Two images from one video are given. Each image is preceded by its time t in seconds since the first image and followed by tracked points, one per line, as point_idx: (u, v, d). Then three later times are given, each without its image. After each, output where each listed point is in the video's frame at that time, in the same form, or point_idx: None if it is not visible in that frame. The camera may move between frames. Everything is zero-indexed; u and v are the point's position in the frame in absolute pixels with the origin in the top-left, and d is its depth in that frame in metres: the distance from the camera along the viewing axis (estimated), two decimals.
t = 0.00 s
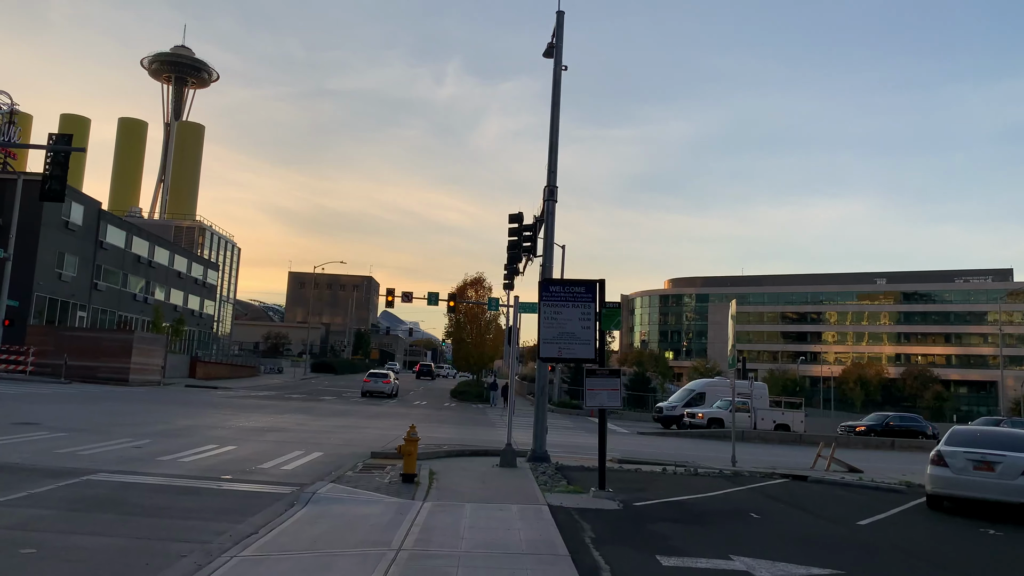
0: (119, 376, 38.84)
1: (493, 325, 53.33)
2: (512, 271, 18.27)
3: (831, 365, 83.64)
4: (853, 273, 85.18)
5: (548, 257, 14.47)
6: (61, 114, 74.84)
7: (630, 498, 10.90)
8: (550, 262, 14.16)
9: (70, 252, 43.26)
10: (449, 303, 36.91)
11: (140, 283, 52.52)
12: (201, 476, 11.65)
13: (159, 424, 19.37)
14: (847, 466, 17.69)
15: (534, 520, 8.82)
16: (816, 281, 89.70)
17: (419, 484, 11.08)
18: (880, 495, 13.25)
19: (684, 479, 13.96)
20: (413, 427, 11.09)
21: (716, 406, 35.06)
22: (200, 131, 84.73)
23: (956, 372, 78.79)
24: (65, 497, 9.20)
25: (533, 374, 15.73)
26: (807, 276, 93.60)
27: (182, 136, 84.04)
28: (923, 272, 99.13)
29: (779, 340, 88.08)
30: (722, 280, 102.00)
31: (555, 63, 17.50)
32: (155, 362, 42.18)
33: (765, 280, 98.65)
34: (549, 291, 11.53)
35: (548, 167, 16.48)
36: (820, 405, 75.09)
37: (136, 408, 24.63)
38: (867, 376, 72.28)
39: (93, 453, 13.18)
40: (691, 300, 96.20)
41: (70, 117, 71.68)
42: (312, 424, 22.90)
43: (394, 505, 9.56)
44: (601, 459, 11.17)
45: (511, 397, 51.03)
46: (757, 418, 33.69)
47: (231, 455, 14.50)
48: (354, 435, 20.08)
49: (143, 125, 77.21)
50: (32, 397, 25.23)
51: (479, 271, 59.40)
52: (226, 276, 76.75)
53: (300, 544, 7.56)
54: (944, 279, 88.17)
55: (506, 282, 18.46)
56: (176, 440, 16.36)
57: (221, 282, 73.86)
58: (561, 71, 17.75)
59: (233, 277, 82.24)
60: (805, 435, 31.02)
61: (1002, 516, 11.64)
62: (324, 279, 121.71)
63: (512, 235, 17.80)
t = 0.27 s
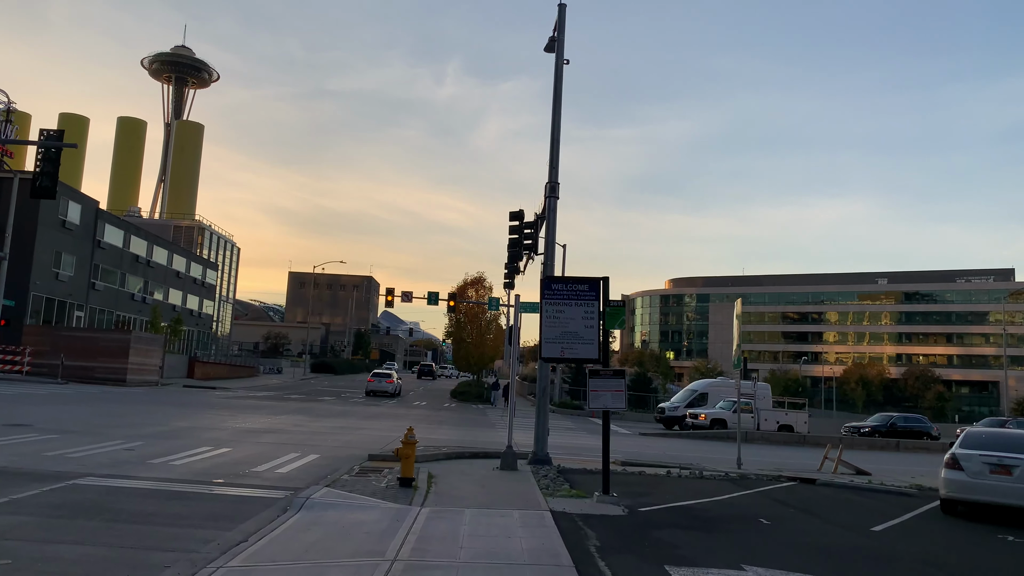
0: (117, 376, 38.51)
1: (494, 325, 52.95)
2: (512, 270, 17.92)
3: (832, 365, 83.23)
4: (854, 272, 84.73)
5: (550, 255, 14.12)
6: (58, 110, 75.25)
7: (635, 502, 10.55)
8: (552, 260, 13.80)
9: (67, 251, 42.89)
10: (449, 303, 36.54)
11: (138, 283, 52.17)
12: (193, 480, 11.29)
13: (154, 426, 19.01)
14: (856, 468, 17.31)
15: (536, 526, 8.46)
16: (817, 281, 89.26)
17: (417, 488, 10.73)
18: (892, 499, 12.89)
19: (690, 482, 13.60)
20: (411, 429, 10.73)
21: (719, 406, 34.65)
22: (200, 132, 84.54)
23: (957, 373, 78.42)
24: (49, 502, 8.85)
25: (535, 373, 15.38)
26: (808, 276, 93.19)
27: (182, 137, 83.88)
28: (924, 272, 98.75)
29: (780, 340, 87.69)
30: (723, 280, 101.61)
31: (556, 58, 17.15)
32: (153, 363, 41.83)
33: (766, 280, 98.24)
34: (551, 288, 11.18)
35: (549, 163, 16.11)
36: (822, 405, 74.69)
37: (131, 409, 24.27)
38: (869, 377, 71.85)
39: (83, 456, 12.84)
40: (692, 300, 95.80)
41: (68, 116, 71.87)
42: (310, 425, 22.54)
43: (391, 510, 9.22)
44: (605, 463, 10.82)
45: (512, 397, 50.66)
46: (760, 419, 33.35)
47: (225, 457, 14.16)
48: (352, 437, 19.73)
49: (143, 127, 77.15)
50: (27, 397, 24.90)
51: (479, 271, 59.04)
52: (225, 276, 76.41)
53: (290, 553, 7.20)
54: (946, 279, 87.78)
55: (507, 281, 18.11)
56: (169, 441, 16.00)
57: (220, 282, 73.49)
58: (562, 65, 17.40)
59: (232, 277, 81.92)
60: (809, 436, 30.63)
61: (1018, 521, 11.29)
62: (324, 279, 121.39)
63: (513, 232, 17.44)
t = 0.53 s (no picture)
0: (113, 375, 38.14)
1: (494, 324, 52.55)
2: (513, 267, 17.52)
3: (831, 365, 82.73)
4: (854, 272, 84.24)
5: (551, 250, 13.74)
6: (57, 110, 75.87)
7: (640, 505, 10.16)
8: (553, 255, 13.41)
9: (63, 250, 42.55)
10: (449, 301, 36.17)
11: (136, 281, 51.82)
12: (183, 482, 10.92)
13: (147, 425, 18.64)
14: (863, 469, 16.93)
15: (538, 531, 8.08)
16: (818, 281, 88.76)
17: (414, 490, 10.38)
18: (904, 502, 12.55)
19: (695, 484, 13.25)
20: (408, 431, 10.39)
21: (721, 406, 34.22)
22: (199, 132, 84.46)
23: (959, 373, 77.96)
24: (29, 507, 8.47)
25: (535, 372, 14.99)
26: (809, 275, 92.73)
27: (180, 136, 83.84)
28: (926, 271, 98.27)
29: (781, 340, 87.21)
30: (723, 279, 101.13)
31: (558, 50, 16.80)
32: (150, 362, 41.46)
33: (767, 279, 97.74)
34: (553, 284, 10.82)
35: (551, 156, 15.74)
36: (823, 405, 74.23)
37: (126, 409, 23.87)
38: (870, 377, 71.41)
39: (70, 457, 12.46)
40: (692, 300, 95.31)
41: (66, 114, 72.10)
42: (307, 425, 22.15)
43: (386, 515, 8.84)
44: (609, 464, 10.44)
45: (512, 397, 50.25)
46: (763, 419, 32.95)
47: (218, 458, 13.78)
48: (350, 437, 19.34)
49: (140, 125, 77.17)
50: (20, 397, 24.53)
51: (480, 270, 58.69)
52: (224, 276, 76.04)
53: (277, 560, 6.83)
54: (947, 278, 87.33)
55: (507, 278, 17.74)
56: (161, 442, 15.62)
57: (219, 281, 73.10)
58: (564, 57, 17.04)
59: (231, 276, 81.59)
60: (813, 437, 30.26)
61: None
62: (324, 279, 121.00)
63: (513, 228, 17.04)
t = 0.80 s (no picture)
0: (110, 376, 37.78)
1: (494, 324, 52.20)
2: (513, 266, 17.15)
3: (832, 365, 82.27)
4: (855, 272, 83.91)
5: (553, 248, 13.36)
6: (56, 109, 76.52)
7: (646, 513, 9.77)
8: (555, 253, 13.04)
9: (60, 250, 42.19)
10: (449, 301, 35.82)
11: (133, 281, 51.46)
12: (173, 488, 10.54)
13: (141, 428, 18.24)
14: (872, 473, 16.54)
15: (541, 541, 7.70)
16: (819, 281, 88.36)
17: (412, 497, 10.01)
18: (918, 508, 12.18)
19: (702, 489, 12.88)
20: (406, 435, 10.02)
21: (724, 408, 33.80)
22: (199, 130, 84.52)
23: (960, 373, 77.63)
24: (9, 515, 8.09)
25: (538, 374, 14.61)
26: (810, 276, 92.41)
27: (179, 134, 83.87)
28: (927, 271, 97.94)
29: (782, 340, 86.85)
30: (724, 280, 100.75)
31: (561, 45, 16.44)
32: (147, 362, 41.10)
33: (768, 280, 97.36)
34: (556, 283, 10.46)
35: (553, 152, 15.38)
36: (823, 406, 73.88)
37: (119, 410, 23.46)
38: (872, 377, 71.06)
39: (58, 461, 12.07)
40: (693, 300, 94.92)
41: (64, 111, 72.44)
42: (304, 427, 21.78)
43: (383, 523, 8.46)
44: (614, 469, 10.07)
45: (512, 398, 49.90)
46: (767, 420, 32.58)
47: (211, 462, 13.40)
48: (348, 440, 18.96)
49: (140, 123, 77.26)
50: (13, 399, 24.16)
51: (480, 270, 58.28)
52: (222, 276, 75.65)
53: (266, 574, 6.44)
54: (949, 278, 86.96)
55: (507, 277, 17.38)
56: (153, 445, 15.22)
57: (217, 281, 72.70)
58: (566, 51, 16.69)
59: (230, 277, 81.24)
60: (817, 438, 29.89)
61: None
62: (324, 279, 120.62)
63: (514, 226, 16.68)
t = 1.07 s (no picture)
0: (107, 376, 37.41)
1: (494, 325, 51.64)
2: (515, 262, 16.77)
3: (834, 365, 81.71)
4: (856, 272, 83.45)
5: (555, 242, 13.01)
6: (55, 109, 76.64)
7: (654, 517, 9.38)
8: (559, 248, 12.66)
9: (58, 249, 41.82)
10: (449, 300, 35.45)
11: (131, 280, 51.07)
12: (163, 490, 10.16)
13: (134, 429, 17.84)
14: (883, 474, 16.15)
15: (547, 548, 7.30)
16: (820, 281, 87.99)
17: (411, 500, 9.63)
18: (934, 511, 11.80)
19: (711, 491, 12.50)
20: (405, 435, 9.62)
21: (728, 408, 33.39)
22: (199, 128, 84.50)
23: (962, 373, 77.26)
24: None
25: (541, 372, 14.24)
26: (811, 275, 91.99)
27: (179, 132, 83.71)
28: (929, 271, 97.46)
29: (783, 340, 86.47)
30: (725, 279, 100.30)
31: (564, 37, 16.08)
32: (145, 362, 40.69)
33: (768, 279, 96.94)
34: (560, 278, 10.07)
35: (556, 146, 15.01)
36: (825, 406, 73.49)
37: (115, 411, 23.07)
38: (873, 376, 70.70)
39: (46, 463, 11.69)
40: (694, 300, 94.51)
41: (64, 110, 72.45)
42: (302, 428, 21.40)
43: (381, 528, 8.08)
44: (621, 470, 9.68)
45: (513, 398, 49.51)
46: (771, 420, 32.20)
47: (205, 463, 13.03)
48: (346, 440, 18.60)
49: (139, 121, 77.09)
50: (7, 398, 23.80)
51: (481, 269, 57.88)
52: (222, 275, 75.25)
53: None
54: (950, 278, 86.58)
55: (509, 274, 17.00)
56: (146, 446, 14.83)
57: (217, 281, 72.32)
58: (569, 43, 16.31)
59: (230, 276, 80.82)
60: (822, 439, 29.49)
61: None
62: (324, 279, 120.24)
63: (516, 222, 16.30)
